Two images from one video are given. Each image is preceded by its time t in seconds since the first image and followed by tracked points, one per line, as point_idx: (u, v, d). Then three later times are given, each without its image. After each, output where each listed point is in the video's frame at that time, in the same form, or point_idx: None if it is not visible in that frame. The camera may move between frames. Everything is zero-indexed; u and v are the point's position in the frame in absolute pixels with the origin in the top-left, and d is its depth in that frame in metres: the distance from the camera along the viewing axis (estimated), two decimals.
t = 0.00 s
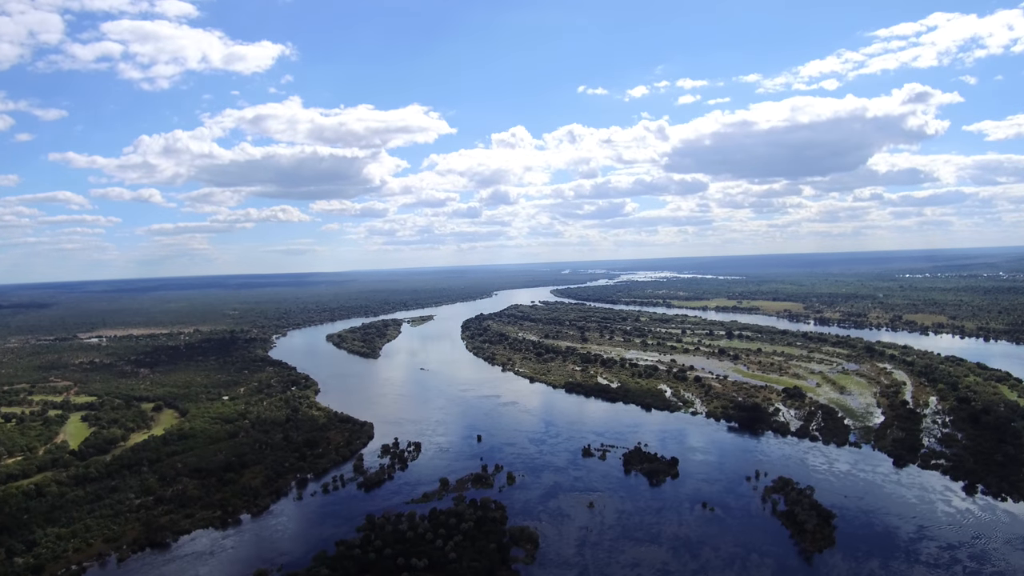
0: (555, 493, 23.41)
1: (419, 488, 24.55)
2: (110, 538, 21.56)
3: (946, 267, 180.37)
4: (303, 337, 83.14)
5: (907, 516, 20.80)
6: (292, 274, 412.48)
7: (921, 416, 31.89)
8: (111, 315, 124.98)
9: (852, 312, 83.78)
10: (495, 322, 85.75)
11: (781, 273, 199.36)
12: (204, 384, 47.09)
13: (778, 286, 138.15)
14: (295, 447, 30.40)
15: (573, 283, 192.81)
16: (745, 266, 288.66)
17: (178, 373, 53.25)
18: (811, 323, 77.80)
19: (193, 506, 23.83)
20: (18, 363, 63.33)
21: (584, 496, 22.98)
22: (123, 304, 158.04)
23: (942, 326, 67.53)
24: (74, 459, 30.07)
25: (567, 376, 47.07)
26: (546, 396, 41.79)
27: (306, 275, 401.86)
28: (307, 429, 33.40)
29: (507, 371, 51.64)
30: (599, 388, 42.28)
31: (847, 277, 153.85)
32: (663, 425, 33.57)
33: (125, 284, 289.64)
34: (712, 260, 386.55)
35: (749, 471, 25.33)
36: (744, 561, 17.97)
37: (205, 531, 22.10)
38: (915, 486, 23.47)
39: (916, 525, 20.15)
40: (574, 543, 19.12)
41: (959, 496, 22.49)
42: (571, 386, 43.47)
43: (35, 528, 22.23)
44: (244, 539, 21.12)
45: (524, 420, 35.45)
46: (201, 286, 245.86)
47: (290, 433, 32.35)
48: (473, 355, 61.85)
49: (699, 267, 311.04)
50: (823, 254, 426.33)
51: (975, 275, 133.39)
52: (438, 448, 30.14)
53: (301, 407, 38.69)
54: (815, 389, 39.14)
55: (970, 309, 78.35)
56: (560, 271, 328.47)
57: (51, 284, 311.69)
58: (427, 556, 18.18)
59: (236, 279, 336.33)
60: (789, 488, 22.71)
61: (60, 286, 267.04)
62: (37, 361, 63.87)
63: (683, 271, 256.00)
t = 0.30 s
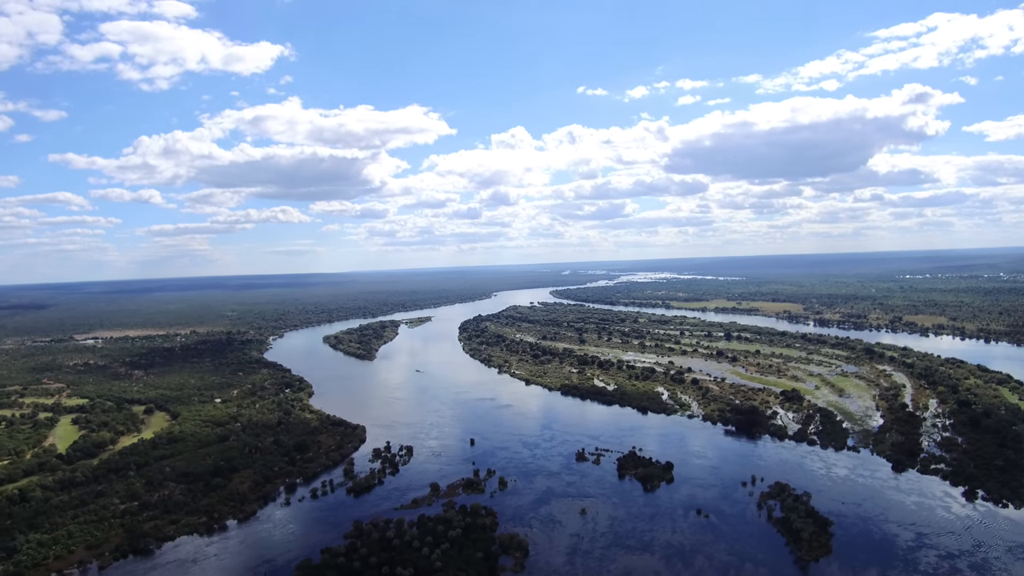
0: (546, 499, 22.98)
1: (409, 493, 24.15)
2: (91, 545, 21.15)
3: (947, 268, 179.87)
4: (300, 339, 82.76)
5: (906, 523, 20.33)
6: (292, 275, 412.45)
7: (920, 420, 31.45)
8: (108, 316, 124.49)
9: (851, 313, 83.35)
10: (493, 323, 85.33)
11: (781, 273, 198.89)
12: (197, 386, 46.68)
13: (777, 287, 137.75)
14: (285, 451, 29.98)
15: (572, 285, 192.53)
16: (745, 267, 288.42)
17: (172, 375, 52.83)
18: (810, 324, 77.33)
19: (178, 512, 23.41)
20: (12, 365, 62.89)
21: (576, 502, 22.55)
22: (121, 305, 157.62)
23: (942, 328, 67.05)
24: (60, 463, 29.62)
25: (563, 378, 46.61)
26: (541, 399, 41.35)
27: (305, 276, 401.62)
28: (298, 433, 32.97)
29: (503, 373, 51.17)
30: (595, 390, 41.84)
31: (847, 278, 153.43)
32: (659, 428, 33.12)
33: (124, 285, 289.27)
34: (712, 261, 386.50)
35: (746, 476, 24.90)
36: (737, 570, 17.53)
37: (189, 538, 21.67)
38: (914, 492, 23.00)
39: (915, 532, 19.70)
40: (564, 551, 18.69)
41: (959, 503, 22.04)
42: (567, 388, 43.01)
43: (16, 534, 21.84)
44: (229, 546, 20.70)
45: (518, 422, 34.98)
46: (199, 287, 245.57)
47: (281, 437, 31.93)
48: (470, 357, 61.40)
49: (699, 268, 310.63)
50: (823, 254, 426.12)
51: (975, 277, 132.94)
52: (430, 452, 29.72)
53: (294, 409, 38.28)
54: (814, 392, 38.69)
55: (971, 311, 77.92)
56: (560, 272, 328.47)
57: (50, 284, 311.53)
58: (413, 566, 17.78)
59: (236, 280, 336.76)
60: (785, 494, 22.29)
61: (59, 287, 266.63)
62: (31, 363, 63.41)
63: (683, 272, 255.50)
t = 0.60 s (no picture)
0: (537, 504, 22.56)
1: (398, 498, 23.74)
2: (73, 551, 20.73)
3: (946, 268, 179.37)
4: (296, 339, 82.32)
5: (904, 529, 19.90)
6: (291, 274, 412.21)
7: (919, 423, 31.01)
8: (105, 316, 124.06)
9: (851, 314, 82.88)
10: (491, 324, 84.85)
11: (780, 274, 198.46)
12: (189, 388, 46.20)
13: (777, 287, 137.19)
14: (275, 454, 29.55)
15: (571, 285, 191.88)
16: (744, 268, 288.04)
17: (164, 376, 52.36)
18: (809, 325, 76.85)
19: (162, 517, 22.97)
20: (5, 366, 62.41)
21: (568, 507, 22.10)
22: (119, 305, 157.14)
23: (941, 329, 66.58)
24: (46, 466, 29.17)
25: (559, 380, 46.16)
26: (536, 401, 40.89)
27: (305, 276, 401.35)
28: (289, 436, 32.54)
29: (499, 374, 50.67)
30: (591, 392, 41.39)
31: (846, 278, 153.04)
32: (655, 431, 32.68)
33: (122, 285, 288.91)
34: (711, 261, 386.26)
35: (741, 481, 24.45)
36: None
37: (173, 544, 21.23)
38: (913, 497, 22.55)
39: (913, 539, 19.27)
40: (554, 558, 18.27)
41: (959, 508, 21.61)
42: (563, 390, 42.55)
43: None
44: (212, 552, 20.28)
45: (512, 424, 34.53)
46: (198, 287, 245.14)
47: (271, 439, 31.52)
48: (466, 358, 60.96)
49: (698, 268, 310.21)
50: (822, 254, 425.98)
51: (975, 277, 132.54)
52: (421, 455, 29.27)
53: (286, 411, 37.85)
54: (812, 394, 38.23)
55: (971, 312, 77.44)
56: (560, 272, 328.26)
57: (49, 284, 311.25)
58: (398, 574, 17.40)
59: (233, 281, 335.27)
60: (781, 499, 21.87)
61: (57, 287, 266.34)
62: (23, 364, 62.93)
63: (682, 273, 255.06)
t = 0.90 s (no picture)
0: (528, 509, 22.12)
1: (387, 503, 23.31)
2: (53, 558, 20.30)
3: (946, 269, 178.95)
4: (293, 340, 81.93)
5: (902, 537, 19.45)
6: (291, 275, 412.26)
7: (918, 426, 30.54)
8: (103, 317, 123.78)
9: (851, 314, 82.41)
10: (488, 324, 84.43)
11: (780, 274, 198.12)
12: (182, 389, 45.75)
13: (777, 288, 136.78)
14: (264, 458, 29.12)
15: (570, 286, 190.93)
16: (743, 268, 287.85)
17: (158, 377, 51.99)
18: (808, 326, 76.38)
19: (146, 522, 22.54)
20: None
21: (559, 513, 21.67)
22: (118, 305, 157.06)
23: (942, 330, 66.11)
24: (32, 469, 28.74)
25: (555, 381, 45.70)
26: (531, 403, 40.44)
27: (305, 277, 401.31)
28: (279, 439, 32.10)
29: (495, 376, 50.24)
30: (587, 394, 40.92)
31: (846, 279, 152.68)
32: (650, 434, 32.23)
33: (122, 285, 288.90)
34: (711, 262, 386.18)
35: (737, 486, 24.00)
36: None
37: (156, 550, 20.80)
38: (912, 503, 22.08)
39: (911, 546, 18.81)
40: (543, 567, 17.84)
41: (958, 515, 21.14)
42: (558, 392, 42.08)
43: None
44: (195, 559, 19.84)
45: (506, 427, 34.08)
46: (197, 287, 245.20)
47: (261, 442, 31.09)
48: (462, 359, 60.52)
49: (697, 269, 309.86)
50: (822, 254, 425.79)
51: (975, 277, 132.22)
52: (412, 459, 28.80)
53: (278, 413, 37.44)
54: (810, 396, 37.76)
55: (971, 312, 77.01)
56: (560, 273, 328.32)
57: (49, 284, 311.42)
58: None
59: (233, 281, 335.43)
60: (777, 505, 21.43)
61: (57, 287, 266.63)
62: (17, 365, 62.51)
63: (682, 273, 254.75)
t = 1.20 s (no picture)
0: (519, 515, 21.68)
1: (377, 508, 22.89)
2: (34, 564, 19.89)
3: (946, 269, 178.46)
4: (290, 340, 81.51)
5: (900, 544, 19.01)
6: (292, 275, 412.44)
7: (918, 429, 30.10)
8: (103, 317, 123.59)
9: (851, 315, 81.96)
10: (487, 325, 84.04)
11: (781, 274, 197.72)
12: (175, 391, 45.32)
13: (777, 288, 136.37)
14: (253, 461, 28.69)
15: (570, 286, 190.58)
16: (744, 268, 287.42)
17: (153, 378, 51.67)
18: (808, 326, 75.94)
19: (131, 527, 22.13)
20: None
21: (551, 518, 21.23)
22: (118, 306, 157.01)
23: (942, 330, 65.66)
24: (18, 472, 28.31)
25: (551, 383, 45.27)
26: (526, 404, 40.02)
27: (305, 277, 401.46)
28: (270, 441, 31.69)
29: (491, 377, 49.82)
30: (583, 396, 40.47)
31: (847, 279, 152.36)
32: (646, 437, 31.80)
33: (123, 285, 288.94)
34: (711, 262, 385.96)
35: (733, 491, 23.55)
36: None
37: (140, 556, 20.40)
38: (911, 508, 21.63)
39: (909, 554, 18.37)
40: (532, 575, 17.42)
41: (958, 521, 20.68)
42: (555, 394, 41.66)
43: None
44: (178, 565, 19.43)
45: (500, 429, 33.67)
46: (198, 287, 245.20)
47: (251, 445, 30.66)
48: (459, 360, 60.10)
49: (697, 269, 309.53)
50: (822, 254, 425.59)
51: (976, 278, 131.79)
52: (403, 462, 28.36)
53: (271, 415, 37.07)
54: (809, 398, 37.30)
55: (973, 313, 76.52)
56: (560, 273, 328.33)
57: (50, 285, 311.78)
58: None
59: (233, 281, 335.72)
60: (773, 510, 21.01)
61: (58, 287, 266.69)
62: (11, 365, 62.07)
63: (682, 274, 254.49)
